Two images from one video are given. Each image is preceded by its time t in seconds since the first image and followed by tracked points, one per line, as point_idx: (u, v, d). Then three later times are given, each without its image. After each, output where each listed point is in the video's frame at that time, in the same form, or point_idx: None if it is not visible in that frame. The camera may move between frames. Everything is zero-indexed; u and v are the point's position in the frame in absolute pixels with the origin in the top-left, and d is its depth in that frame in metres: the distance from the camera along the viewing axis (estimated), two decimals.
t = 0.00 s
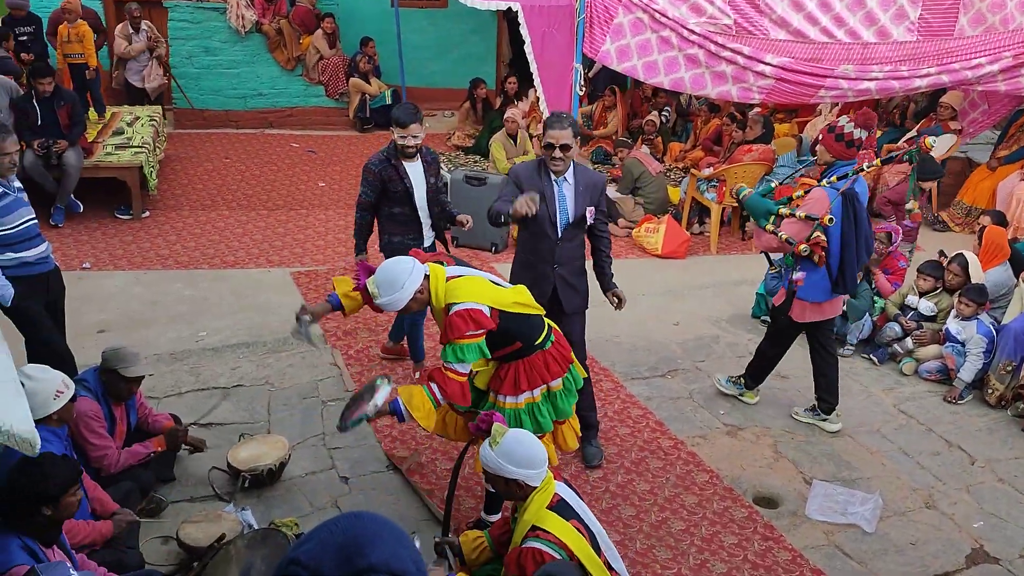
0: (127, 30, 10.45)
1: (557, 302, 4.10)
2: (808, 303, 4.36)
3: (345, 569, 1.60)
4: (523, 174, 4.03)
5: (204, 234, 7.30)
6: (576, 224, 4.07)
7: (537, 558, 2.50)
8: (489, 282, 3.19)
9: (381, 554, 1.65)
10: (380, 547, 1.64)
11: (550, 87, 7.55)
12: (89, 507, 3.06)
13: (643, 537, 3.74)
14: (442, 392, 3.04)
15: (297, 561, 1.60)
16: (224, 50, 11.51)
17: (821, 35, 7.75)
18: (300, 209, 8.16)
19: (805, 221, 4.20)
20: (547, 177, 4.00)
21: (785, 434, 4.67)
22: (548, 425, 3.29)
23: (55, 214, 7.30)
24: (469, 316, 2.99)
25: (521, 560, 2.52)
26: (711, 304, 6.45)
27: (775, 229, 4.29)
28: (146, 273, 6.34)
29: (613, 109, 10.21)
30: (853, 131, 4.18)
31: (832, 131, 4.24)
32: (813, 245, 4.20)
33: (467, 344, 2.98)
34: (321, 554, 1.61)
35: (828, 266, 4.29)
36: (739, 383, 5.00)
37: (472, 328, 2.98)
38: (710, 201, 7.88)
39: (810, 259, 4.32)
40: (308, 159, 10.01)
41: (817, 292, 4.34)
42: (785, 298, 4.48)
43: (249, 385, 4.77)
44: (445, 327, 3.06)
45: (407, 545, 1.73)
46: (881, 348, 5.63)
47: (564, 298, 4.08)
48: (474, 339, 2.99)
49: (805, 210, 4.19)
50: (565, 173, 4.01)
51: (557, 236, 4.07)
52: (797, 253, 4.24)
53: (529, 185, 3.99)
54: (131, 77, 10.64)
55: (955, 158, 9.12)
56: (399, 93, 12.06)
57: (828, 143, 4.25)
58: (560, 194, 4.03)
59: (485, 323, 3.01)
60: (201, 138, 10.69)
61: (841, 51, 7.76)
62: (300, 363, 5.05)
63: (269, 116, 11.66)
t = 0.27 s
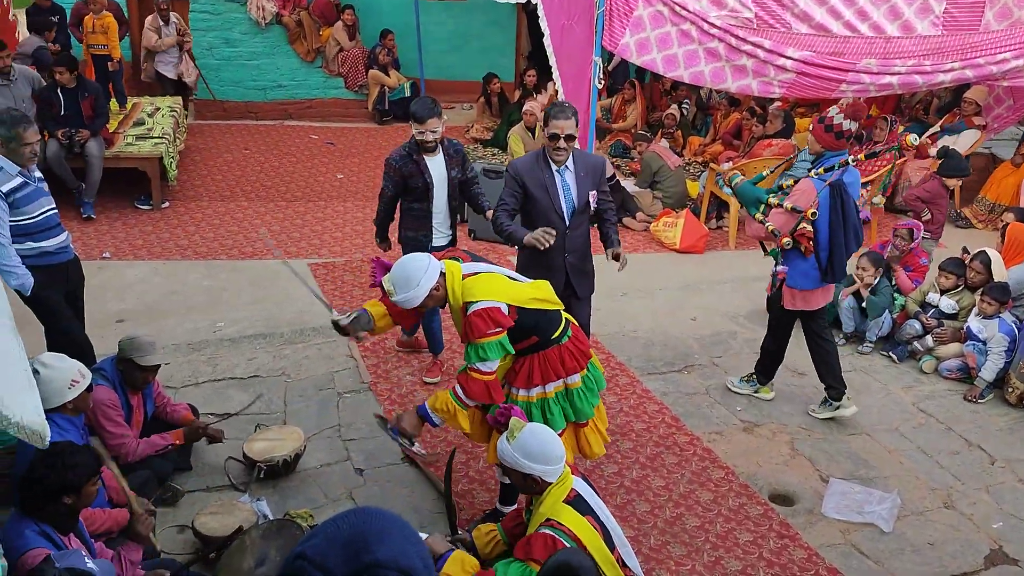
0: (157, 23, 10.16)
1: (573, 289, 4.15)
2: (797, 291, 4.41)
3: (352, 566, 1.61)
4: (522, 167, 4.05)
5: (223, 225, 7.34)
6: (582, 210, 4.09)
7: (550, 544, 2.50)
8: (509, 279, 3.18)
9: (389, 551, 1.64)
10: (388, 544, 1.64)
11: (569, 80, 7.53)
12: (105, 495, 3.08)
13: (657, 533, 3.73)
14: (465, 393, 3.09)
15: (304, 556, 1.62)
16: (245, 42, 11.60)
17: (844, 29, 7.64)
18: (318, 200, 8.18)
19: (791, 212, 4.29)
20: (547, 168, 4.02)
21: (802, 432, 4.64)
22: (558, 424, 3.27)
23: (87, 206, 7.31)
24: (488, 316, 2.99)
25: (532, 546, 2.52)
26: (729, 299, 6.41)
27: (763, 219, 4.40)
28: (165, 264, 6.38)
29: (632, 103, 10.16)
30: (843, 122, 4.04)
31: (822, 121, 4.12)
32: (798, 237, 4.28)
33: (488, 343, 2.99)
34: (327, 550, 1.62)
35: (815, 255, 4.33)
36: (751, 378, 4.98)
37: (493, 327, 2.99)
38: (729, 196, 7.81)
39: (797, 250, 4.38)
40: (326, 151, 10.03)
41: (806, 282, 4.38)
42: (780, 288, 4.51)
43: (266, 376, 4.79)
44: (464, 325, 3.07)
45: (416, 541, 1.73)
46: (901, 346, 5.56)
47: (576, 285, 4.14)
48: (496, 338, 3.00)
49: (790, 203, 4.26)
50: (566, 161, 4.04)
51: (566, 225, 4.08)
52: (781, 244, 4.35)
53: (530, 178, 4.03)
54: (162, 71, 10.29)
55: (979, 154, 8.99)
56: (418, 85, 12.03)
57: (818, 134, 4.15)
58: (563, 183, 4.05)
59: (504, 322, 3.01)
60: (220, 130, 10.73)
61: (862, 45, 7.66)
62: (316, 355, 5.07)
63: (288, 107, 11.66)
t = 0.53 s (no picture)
0: (180, 18, 9.69)
1: (583, 287, 4.15)
2: (795, 280, 4.44)
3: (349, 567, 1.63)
4: (532, 166, 4.03)
5: (239, 215, 7.35)
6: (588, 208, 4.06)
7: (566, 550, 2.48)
8: (514, 283, 3.17)
9: (388, 552, 1.66)
10: (386, 544, 1.66)
11: (585, 71, 7.33)
12: (120, 485, 3.11)
13: (670, 528, 3.71)
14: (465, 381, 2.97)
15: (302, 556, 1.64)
16: (261, 32, 11.60)
17: (865, 21, 7.64)
18: (334, 191, 8.18)
19: (785, 201, 4.34)
20: (557, 167, 4.02)
21: (817, 428, 4.60)
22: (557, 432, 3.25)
23: (109, 196, 7.36)
24: (497, 312, 2.98)
25: (550, 554, 2.50)
26: (745, 293, 6.37)
27: (758, 208, 4.47)
28: (181, 254, 6.39)
29: (650, 95, 10.10)
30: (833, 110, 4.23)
31: (814, 110, 4.30)
32: (792, 225, 4.32)
33: (494, 337, 2.95)
34: (326, 550, 1.64)
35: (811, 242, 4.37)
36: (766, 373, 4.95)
37: (501, 322, 2.97)
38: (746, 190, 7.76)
39: (791, 239, 4.42)
40: (343, 142, 10.03)
41: (802, 270, 4.41)
42: (775, 278, 4.53)
43: (280, 366, 4.80)
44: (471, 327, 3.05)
45: (416, 540, 1.76)
46: (919, 342, 5.51)
47: (587, 283, 4.14)
48: (503, 334, 2.97)
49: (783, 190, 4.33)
50: (573, 160, 4.03)
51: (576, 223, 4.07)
52: (775, 233, 4.40)
53: (540, 176, 4.01)
54: (189, 66, 9.92)
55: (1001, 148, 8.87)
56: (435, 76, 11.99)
57: (809, 123, 4.32)
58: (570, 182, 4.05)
59: (513, 319, 3.00)
60: (237, 120, 10.75)
61: (884, 37, 7.60)
62: (331, 346, 5.07)
63: (304, 98, 11.66)
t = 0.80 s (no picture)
0: (201, 14, 9.64)
1: (604, 276, 4.15)
2: (797, 272, 4.47)
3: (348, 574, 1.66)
4: (552, 157, 4.00)
5: (253, 208, 7.37)
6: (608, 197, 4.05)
7: (566, 535, 2.53)
8: (526, 319, 3.28)
9: (386, 560, 1.69)
10: (384, 552, 1.69)
11: (600, 68, 7.36)
12: (133, 476, 3.14)
13: (681, 525, 3.71)
14: (469, 419, 3.17)
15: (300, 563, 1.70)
16: (276, 25, 11.67)
17: (882, 16, 7.59)
18: (348, 185, 8.20)
19: (787, 191, 4.30)
20: (576, 158, 3.99)
21: (830, 426, 4.58)
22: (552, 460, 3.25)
23: (126, 188, 7.42)
24: (504, 349, 3.09)
25: (552, 537, 2.56)
26: (758, 290, 6.34)
27: (759, 203, 4.40)
28: (196, 247, 6.42)
29: (664, 89, 10.06)
30: (820, 97, 4.32)
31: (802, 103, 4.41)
32: (795, 215, 4.31)
33: (499, 376, 3.08)
34: (323, 559, 1.68)
35: (812, 232, 4.39)
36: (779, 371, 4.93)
37: (508, 361, 3.08)
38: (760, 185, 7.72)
39: (794, 230, 4.44)
40: (357, 135, 10.05)
41: (805, 262, 4.44)
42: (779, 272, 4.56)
43: (293, 360, 4.82)
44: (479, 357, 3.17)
45: (417, 548, 1.77)
46: (934, 341, 5.46)
47: (609, 272, 4.14)
48: (508, 372, 3.09)
49: (783, 181, 4.30)
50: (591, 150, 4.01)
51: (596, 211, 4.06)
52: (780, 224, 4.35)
53: (560, 167, 3.98)
54: (211, 61, 9.82)
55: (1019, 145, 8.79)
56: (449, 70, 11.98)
57: (801, 115, 4.41)
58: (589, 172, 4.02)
59: (519, 358, 3.10)
60: (252, 113, 10.78)
61: (902, 32, 7.56)
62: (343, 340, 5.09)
63: (318, 91, 11.64)
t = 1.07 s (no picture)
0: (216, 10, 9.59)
1: (626, 284, 4.11)
2: (791, 265, 4.49)
3: None
4: (581, 159, 3.99)
5: (262, 204, 7.38)
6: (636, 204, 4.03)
7: (590, 543, 2.52)
8: (531, 355, 3.34)
9: (389, 565, 1.67)
10: (386, 558, 1.67)
11: (610, 65, 7.31)
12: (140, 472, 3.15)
13: (688, 524, 3.70)
14: (481, 452, 3.19)
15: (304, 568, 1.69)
16: (286, 21, 11.81)
17: (893, 14, 7.50)
18: (357, 181, 8.20)
19: (781, 182, 4.40)
20: (605, 161, 3.98)
21: (838, 427, 4.56)
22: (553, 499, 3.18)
23: (136, 183, 7.45)
24: (516, 377, 3.17)
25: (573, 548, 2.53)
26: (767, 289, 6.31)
27: (753, 195, 4.44)
28: (205, 242, 6.44)
29: (675, 86, 10.04)
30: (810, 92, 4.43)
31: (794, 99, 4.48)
32: (791, 207, 4.37)
33: (510, 405, 3.15)
34: (327, 564, 1.67)
35: (806, 225, 4.46)
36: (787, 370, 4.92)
37: (518, 390, 3.16)
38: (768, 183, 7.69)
39: (787, 223, 4.48)
40: (366, 131, 10.05)
41: (798, 254, 4.48)
42: (772, 266, 4.56)
43: (301, 356, 4.83)
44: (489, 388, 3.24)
45: (420, 554, 1.75)
46: (944, 341, 5.43)
47: (631, 280, 4.10)
48: (518, 403, 3.16)
49: (777, 173, 4.38)
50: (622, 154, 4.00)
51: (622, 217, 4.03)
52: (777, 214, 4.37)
53: (588, 169, 3.98)
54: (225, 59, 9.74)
55: None
56: (459, 66, 11.97)
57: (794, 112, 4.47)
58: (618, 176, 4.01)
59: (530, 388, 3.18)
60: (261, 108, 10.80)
61: (914, 30, 7.49)
62: (351, 336, 5.10)
63: (328, 86, 11.60)
